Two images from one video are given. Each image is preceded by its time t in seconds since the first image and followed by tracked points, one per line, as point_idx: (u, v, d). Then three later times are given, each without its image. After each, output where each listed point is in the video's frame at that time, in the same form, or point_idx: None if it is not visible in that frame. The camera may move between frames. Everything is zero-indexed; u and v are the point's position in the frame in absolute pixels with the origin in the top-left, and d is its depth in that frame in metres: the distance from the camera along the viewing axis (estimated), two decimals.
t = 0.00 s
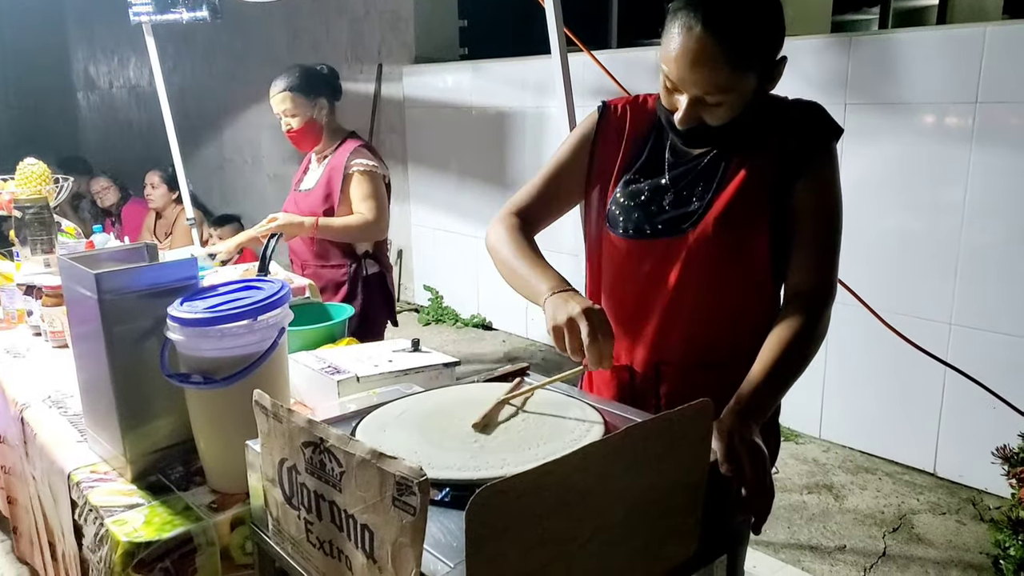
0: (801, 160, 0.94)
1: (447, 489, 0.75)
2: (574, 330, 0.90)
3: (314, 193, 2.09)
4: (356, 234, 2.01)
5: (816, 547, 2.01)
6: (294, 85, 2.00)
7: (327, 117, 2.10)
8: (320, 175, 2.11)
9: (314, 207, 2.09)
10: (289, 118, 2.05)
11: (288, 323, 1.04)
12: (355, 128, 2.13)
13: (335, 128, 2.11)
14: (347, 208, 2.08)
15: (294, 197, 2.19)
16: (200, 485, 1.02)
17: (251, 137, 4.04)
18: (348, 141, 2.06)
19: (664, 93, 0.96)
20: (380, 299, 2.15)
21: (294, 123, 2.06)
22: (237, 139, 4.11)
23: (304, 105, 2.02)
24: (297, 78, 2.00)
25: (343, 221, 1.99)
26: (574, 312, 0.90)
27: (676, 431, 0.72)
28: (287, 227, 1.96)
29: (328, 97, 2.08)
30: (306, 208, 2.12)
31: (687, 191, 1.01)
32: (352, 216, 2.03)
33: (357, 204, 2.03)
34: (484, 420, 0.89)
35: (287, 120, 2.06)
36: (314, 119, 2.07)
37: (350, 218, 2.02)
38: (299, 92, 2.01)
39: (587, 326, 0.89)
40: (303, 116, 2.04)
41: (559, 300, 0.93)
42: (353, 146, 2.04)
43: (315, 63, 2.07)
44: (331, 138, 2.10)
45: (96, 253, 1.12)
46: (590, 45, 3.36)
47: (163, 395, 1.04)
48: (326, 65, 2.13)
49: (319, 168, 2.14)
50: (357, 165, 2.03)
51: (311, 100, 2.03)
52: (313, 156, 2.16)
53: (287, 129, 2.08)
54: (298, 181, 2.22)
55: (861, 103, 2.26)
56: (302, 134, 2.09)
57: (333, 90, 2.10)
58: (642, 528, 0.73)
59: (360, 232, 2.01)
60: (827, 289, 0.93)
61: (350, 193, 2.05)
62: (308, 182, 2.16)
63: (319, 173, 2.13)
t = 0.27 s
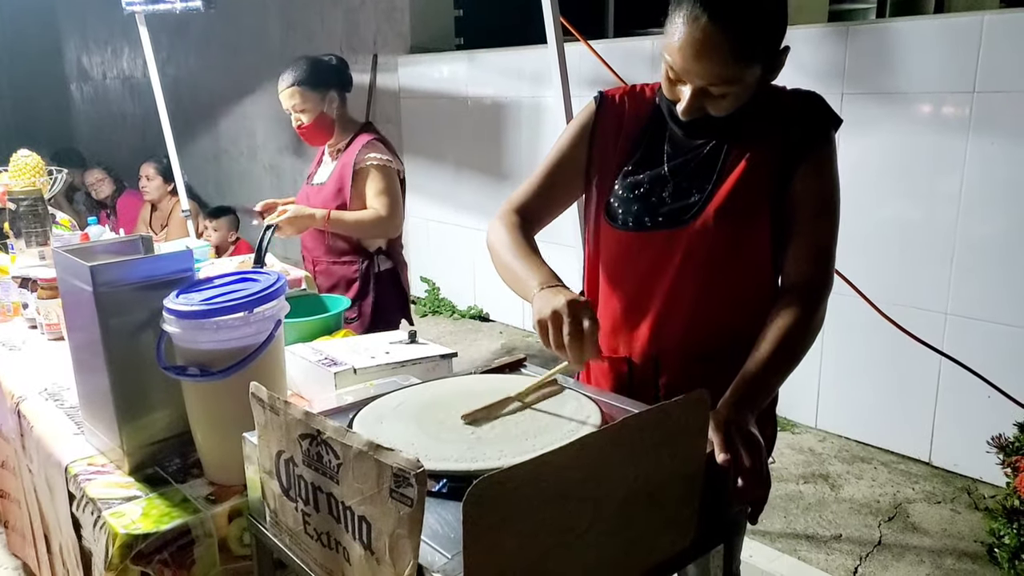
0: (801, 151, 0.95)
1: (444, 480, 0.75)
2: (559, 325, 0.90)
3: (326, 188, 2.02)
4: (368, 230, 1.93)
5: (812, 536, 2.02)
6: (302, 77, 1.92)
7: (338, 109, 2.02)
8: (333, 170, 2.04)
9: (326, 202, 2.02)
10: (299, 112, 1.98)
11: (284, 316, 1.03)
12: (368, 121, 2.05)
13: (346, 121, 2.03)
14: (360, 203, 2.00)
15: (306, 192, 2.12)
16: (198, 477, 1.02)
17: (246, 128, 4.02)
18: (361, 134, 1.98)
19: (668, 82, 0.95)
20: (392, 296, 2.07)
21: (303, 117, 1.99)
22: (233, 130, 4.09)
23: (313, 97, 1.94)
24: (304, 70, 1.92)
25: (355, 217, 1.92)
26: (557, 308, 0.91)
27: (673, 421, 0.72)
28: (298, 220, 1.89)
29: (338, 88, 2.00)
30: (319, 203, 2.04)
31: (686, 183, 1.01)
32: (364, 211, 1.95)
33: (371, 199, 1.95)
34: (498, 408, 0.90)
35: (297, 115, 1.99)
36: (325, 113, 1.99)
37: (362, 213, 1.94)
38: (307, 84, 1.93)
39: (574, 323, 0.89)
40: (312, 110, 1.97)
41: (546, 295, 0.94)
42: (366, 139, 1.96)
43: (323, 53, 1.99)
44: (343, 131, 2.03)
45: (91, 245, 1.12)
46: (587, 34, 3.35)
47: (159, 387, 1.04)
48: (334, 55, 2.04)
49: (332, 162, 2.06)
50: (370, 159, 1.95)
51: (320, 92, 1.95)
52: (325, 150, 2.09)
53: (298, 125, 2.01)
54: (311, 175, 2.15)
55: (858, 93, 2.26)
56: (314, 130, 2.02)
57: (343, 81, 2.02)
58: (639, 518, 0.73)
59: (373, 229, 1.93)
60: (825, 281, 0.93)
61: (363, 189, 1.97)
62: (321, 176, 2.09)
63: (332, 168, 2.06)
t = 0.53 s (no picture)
0: (803, 148, 0.94)
1: (442, 477, 0.74)
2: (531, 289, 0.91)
3: (336, 187, 2.01)
4: (376, 231, 1.91)
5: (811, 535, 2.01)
6: (309, 75, 1.90)
7: (348, 106, 1.99)
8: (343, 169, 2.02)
9: (335, 202, 2.01)
10: (307, 111, 1.96)
11: (283, 310, 1.03)
12: (379, 118, 2.01)
13: (356, 118, 2.00)
14: (369, 204, 1.99)
15: (316, 190, 2.11)
16: (194, 472, 1.02)
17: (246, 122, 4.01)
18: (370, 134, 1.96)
19: (671, 78, 0.94)
20: (399, 297, 2.05)
21: (312, 116, 1.96)
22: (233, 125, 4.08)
23: (320, 96, 1.92)
24: (311, 68, 1.90)
25: (363, 218, 1.90)
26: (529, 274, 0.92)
27: (672, 419, 0.72)
28: (305, 219, 1.89)
29: (347, 84, 1.97)
30: (328, 202, 2.03)
31: (687, 179, 1.00)
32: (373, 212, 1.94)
33: (380, 200, 1.94)
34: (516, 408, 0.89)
35: (305, 113, 1.97)
36: (334, 111, 1.97)
37: (370, 214, 1.93)
38: (314, 83, 1.91)
39: (545, 287, 0.90)
40: (320, 108, 1.94)
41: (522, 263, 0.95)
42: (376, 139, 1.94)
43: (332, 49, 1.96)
44: (354, 128, 2.00)
45: (90, 239, 1.11)
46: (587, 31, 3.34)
47: (157, 381, 1.04)
48: (341, 50, 2.01)
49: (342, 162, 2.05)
50: (379, 158, 1.93)
51: (328, 90, 1.93)
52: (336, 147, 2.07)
53: (307, 124, 1.99)
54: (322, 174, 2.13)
55: (859, 91, 2.25)
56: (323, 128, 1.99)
57: (352, 76, 1.98)
58: (637, 517, 0.73)
59: (381, 230, 1.92)
60: (825, 278, 0.93)
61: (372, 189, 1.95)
62: (332, 175, 2.07)
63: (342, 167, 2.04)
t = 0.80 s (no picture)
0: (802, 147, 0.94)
1: (440, 477, 0.74)
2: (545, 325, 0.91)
3: (334, 189, 1.99)
4: (378, 233, 1.91)
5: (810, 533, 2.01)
6: (303, 78, 1.85)
7: (341, 107, 1.95)
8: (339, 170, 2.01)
9: (333, 204, 1.99)
10: (300, 114, 1.91)
11: (281, 309, 1.03)
12: (373, 116, 1.99)
13: (350, 119, 1.97)
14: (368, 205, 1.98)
15: (311, 192, 2.09)
16: (192, 471, 1.01)
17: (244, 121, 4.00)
18: (367, 135, 1.95)
19: (672, 75, 0.94)
20: (401, 295, 2.06)
21: (306, 119, 1.92)
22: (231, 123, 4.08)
23: (314, 99, 1.88)
24: (305, 70, 1.86)
25: (364, 221, 1.90)
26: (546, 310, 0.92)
27: (670, 417, 0.71)
28: (306, 226, 1.87)
29: (340, 85, 1.93)
30: (326, 205, 2.02)
31: (686, 177, 1.00)
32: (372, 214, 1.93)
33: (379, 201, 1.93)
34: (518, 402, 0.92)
35: (298, 116, 1.92)
36: (329, 112, 1.93)
37: (370, 216, 1.92)
38: (308, 86, 1.86)
39: (558, 328, 0.90)
40: (314, 111, 1.90)
41: (534, 297, 0.95)
42: (374, 140, 1.93)
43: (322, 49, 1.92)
44: (349, 128, 1.96)
45: (87, 237, 1.11)
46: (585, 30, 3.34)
47: (154, 381, 1.03)
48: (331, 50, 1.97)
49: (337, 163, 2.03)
50: (377, 160, 1.92)
51: (322, 92, 1.89)
52: (329, 148, 2.04)
53: (301, 127, 1.94)
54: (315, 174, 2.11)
55: (856, 90, 2.25)
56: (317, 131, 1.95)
57: (344, 76, 1.95)
58: (636, 515, 0.72)
59: (382, 231, 1.91)
60: (823, 277, 0.93)
61: (371, 191, 1.94)
62: (326, 176, 2.05)
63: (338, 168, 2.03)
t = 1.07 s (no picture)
0: (799, 144, 0.94)
1: (438, 476, 0.74)
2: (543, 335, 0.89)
3: (326, 190, 1.98)
4: (374, 232, 1.90)
5: (807, 532, 2.02)
6: (287, 80, 1.84)
7: (328, 107, 1.94)
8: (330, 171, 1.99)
9: (326, 205, 1.98)
10: (287, 116, 1.89)
11: (278, 308, 1.02)
12: (359, 114, 1.99)
13: (337, 118, 1.96)
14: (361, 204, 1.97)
15: (301, 194, 2.06)
16: (189, 471, 1.01)
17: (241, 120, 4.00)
18: (357, 133, 1.95)
19: (670, 74, 0.94)
20: (400, 294, 2.05)
21: (293, 121, 1.90)
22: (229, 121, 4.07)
23: (300, 100, 1.86)
24: (288, 72, 1.84)
25: (359, 220, 1.89)
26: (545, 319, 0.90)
27: (668, 416, 0.71)
28: (301, 231, 1.84)
29: (325, 85, 1.92)
30: (318, 207, 2.00)
31: (683, 178, 1.00)
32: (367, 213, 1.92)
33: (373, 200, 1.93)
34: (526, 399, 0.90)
35: (284, 119, 1.90)
36: (316, 113, 1.91)
37: (365, 215, 1.91)
38: (293, 87, 1.85)
39: (555, 336, 0.88)
40: (300, 113, 1.88)
41: (533, 307, 0.93)
42: (364, 138, 1.94)
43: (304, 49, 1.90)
44: (336, 128, 1.95)
45: (85, 236, 1.11)
46: (583, 29, 3.33)
47: (151, 380, 1.03)
48: (313, 49, 1.96)
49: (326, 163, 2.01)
50: (369, 158, 1.93)
51: (308, 93, 1.87)
52: (316, 149, 2.02)
53: (288, 129, 1.92)
54: (304, 177, 2.09)
55: (854, 89, 2.26)
56: (305, 132, 1.93)
57: (328, 76, 1.93)
58: (633, 515, 0.72)
59: (378, 230, 1.91)
60: (820, 273, 0.93)
61: (364, 189, 1.94)
62: (316, 178, 2.03)
63: (328, 168, 2.01)
